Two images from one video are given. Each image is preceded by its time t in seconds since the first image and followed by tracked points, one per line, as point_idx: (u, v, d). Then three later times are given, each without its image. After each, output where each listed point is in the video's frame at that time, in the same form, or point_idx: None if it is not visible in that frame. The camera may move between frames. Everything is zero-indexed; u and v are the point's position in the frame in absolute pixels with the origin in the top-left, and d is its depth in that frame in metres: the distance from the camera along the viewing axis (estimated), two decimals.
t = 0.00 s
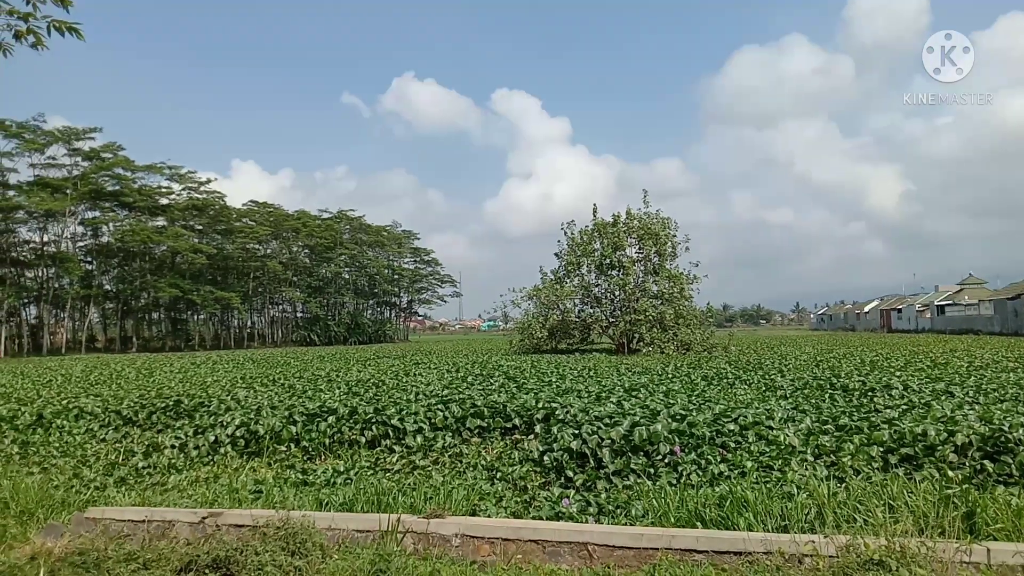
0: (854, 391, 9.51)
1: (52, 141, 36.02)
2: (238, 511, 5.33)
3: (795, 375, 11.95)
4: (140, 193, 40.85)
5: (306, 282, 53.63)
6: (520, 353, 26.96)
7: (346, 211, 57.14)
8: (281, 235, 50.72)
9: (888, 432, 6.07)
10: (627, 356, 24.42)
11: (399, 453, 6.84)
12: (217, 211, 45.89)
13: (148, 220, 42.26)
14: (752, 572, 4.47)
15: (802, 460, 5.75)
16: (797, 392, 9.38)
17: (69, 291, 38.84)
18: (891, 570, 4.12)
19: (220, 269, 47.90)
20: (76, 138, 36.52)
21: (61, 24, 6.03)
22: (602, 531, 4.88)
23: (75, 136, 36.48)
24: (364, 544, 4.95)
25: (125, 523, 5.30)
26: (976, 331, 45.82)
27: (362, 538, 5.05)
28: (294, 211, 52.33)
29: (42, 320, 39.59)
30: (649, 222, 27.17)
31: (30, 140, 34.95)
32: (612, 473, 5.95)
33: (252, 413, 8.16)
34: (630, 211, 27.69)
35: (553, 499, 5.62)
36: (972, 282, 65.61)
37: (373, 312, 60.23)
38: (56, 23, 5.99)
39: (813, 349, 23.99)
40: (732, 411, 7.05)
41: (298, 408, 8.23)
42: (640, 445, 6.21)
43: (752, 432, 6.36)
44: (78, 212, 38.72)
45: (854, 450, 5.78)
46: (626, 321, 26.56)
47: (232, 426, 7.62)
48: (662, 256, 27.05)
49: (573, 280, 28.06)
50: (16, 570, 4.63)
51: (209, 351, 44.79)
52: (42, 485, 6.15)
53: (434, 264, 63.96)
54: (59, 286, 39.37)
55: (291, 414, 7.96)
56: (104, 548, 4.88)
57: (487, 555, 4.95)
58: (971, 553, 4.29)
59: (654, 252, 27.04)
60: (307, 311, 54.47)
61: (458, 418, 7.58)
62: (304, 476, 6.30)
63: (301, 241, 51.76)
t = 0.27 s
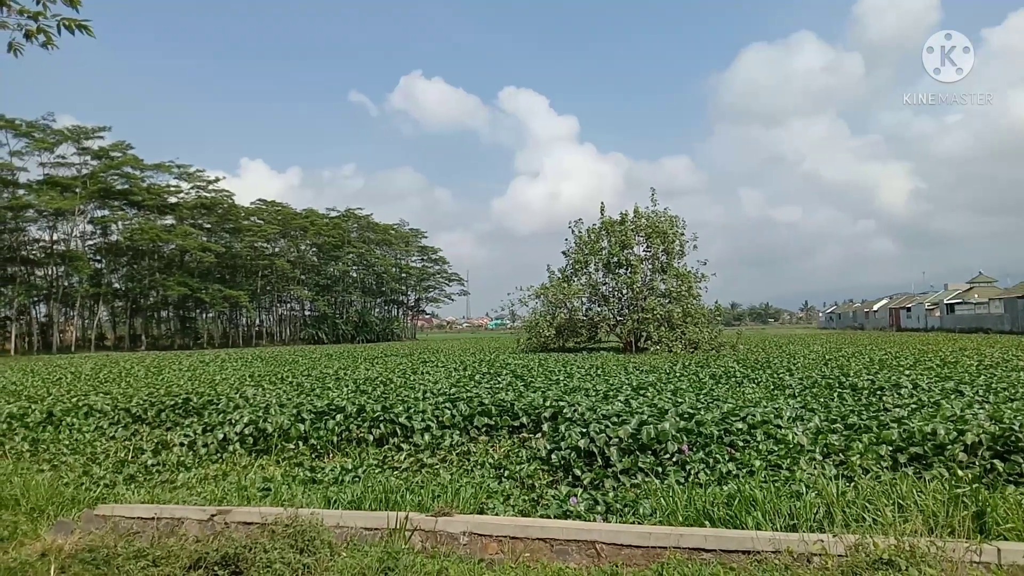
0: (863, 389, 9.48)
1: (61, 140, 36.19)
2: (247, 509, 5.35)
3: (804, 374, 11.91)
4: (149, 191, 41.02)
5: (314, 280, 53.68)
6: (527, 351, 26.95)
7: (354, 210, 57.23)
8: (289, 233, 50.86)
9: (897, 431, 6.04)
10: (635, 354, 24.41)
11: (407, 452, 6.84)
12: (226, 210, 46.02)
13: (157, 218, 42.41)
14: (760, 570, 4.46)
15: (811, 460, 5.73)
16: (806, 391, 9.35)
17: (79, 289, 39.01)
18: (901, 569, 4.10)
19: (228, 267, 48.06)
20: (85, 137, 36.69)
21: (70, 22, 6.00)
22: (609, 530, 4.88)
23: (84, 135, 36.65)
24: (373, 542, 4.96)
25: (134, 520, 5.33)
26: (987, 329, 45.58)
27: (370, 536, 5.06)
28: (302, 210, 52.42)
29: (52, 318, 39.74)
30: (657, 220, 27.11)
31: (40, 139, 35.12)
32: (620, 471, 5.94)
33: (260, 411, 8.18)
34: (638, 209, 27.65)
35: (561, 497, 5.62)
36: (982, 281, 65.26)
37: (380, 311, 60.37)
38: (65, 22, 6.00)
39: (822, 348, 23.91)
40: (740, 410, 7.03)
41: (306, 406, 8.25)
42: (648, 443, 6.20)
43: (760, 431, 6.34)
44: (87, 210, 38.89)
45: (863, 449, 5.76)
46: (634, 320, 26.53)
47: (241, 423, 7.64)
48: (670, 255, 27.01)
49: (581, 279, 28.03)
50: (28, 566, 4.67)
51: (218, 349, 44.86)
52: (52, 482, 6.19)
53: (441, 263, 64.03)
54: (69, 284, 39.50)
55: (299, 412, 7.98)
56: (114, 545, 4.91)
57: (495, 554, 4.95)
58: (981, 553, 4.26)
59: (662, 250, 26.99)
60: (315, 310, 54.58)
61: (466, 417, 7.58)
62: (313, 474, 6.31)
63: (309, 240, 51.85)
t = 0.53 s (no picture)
0: (871, 389, 9.44)
1: (70, 139, 36.36)
2: (255, 507, 5.36)
3: (811, 373, 11.89)
4: (157, 190, 41.16)
5: (321, 279, 53.74)
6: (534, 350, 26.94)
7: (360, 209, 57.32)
8: (297, 232, 50.99)
9: (906, 431, 6.01)
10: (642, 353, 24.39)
11: (414, 450, 6.85)
12: (233, 208, 46.12)
13: (165, 217, 42.55)
14: (768, 570, 4.44)
15: (819, 459, 5.71)
16: (814, 391, 9.32)
17: (87, 288, 39.17)
18: (910, 570, 4.08)
19: (236, 266, 48.20)
20: (94, 136, 36.84)
21: (81, 22, 6.03)
22: (617, 529, 4.87)
23: (93, 134, 36.80)
24: (380, 541, 4.98)
25: (143, 518, 5.35)
26: (996, 329, 45.39)
27: (378, 534, 5.07)
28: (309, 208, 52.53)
29: (61, 317, 39.88)
30: (665, 219, 27.09)
31: (49, 138, 35.28)
32: (627, 471, 5.94)
33: (268, 409, 8.20)
34: (645, 208, 27.65)
35: (568, 497, 5.62)
36: (991, 280, 65.02)
37: (387, 309, 60.53)
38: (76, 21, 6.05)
39: (830, 347, 23.87)
40: (748, 410, 7.01)
41: (314, 405, 8.27)
42: (655, 443, 6.18)
43: (768, 430, 6.32)
44: (95, 209, 39.06)
45: (871, 449, 5.74)
46: (641, 319, 26.52)
47: (249, 422, 7.66)
48: (678, 254, 26.97)
49: (588, 278, 28.03)
50: (39, 564, 4.70)
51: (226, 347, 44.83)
52: (61, 479, 6.22)
53: (448, 261, 64.09)
54: (78, 283, 39.71)
55: (306, 410, 7.99)
56: (123, 542, 4.94)
57: (502, 553, 4.95)
58: (992, 554, 4.24)
59: (669, 249, 26.96)
60: (322, 308, 54.65)
61: (473, 415, 7.59)
62: (320, 472, 6.33)
63: (316, 238, 51.99)
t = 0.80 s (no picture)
0: (879, 387, 9.42)
1: (77, 137, 36.46)
2: (262, 504, 5.38)
3: (819, 371, 11.88)
4: (164, 188, 41.28)
5: (328, 276, 53.82)
6: (540, 348, 26.94)
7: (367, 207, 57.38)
8: (303, 229, 51.06)
9: (914, 429, 5.99)
10: (648, 351, 24.38)
11: (421, 447, 6.86)
12: (240, 206, 46.21)
13: (173, 215, 42.67)
14: (775, 568, 4.43)
15: (827, 457, 5.69)
16: (822, 388, 9.31)
17: (95, 285, 39.34)
18: (919, 568, 4.07)
19: (243, 263, 48.31)
20: (101, 133, 36.93)
21: (89, 20, 6.03)
22: (624, 527, 4.87)
23: (100, 131, 36.89)
24: (387, 537, 4.98)
25: (151, 514, 5.37)
26: (1005, 327, 45.18)
27: (385, 530, 5.09)
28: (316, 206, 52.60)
29: (69, 314, 40.04)
30: (672, 216, 27.04)
31: (57, 136, 35.39)
32: (634, 468, 5.93)
33: (275, 406, 8.23)
34: (652, 206, 27.60)
35: (575, 494, 5.62)
36: (1000, 278, 64.67)
37: (393, 307, 60.68)
38: (84, 19, 6.04)
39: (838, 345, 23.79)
40: (755, 408, 7.00)
41: (321, 402, 8.28)
42: (662, 440, 6.18)
43: (775, 428, 6.31)
44: (103, 207, 39.20)
45: (880, 447, 5.72)
46: (648, 317, 26.51)
47: (256, 419, 7.68)
48: (685, 251, 26.91)
49: (594, 275, 28.02)
50: (47, 559, 4.73)
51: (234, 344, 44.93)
52: (69, 476, 6.25)
53: (454, 259, 64.14)
54: (85, 280, 39.91)
55: (313, 407, 8.01)
56: (131, 539, 4.96)
57: (509, 550, 4.96)
58: (1001, 552, 4.21)
59: (676, 247, 26.90)
60: (329, 306, 54.73)
61: (480, 413, 7.59)
62: (327, 469, 6.34)
63: (323, 236, 52.05)
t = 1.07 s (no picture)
0: (884, 387, 9.40)
1: (82, 138, 36.55)
2: (267, 504, 5.38)
3: (824, 371, 11.83)
4: (169, 188, 41.37)
5: (332, 276, 53.85)
6: (544, 348, 26.96)
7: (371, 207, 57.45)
8: (308, 229, 51.13)
9: (919, 429, 5.98)
10: (653, 351, 24.36)
11: (425, 447, 6.86)
12: (245, 206, 46.29)
13: (178, 215, 42.77)
14: (780, 568, 4.42)
15: (832, 457, 5.68)
16: (826, 388, 9.28)
17: (100, 285, 39.47)
18: (924, 568, 4.06)
19: (247, 264, 48.41)
20: (106, 134, 37.03)
21: (95, 20, 6.01)
22: (628, 527, 4.86)
23: (106, 132, 36.99)
24: (392, 537, 4.99)
25: (156, 514, 5.37)
26: (1010, 326, 45.07)
27: (389, 530, 5.08)
28: (320, 206, 52.66)
29: (74, 314, 40.17)
30: (676, 216, 27.03)
31: (63, 136, 35.49)
32: (639, 469, 5.93)
33: (280, 406, 8.22)
34: (656, 205, 27.58)
35: (579, 494, 5.62)
36: (1005, 277, 64.51)
37: (397, 307, 60.79)
38: (89, 19, 6.05)
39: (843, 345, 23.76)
40: (760, 408, 6.98)
41: (326, 402, 8.29)
42: (667, 441, 6.17)
43: (780, 428, 6.29)
44: (108, 207, 39.33)
45: (884, 447, 5.71)
46: (652, 317, 26.47)
47: (261, 419, 7.69)
48: (689, 251, 26.89)
49: (598, 275, 28.00)
50: (52, 559, 4.76)
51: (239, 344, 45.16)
52: (74, 475, 6.27)
53: (458, 259, 64.21)
54: (91, 280, 40.04)
55: (318, 407, 8.01)
56: (136, 538, 4.97)
57: (514, 550, 4.96)
58: (1008, 553, 4.19)
59: (680, 246, 26.88)
60: (334, 306, 54.88)
61: (484, 413, 7.59)
62: (332, 469, 6.34)
63: (327, 236, 52.12)
